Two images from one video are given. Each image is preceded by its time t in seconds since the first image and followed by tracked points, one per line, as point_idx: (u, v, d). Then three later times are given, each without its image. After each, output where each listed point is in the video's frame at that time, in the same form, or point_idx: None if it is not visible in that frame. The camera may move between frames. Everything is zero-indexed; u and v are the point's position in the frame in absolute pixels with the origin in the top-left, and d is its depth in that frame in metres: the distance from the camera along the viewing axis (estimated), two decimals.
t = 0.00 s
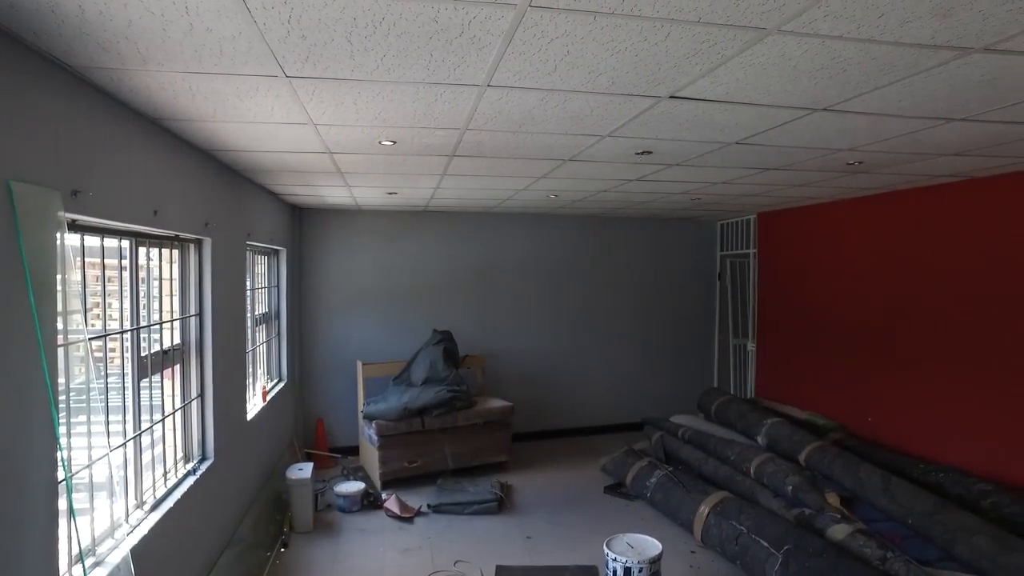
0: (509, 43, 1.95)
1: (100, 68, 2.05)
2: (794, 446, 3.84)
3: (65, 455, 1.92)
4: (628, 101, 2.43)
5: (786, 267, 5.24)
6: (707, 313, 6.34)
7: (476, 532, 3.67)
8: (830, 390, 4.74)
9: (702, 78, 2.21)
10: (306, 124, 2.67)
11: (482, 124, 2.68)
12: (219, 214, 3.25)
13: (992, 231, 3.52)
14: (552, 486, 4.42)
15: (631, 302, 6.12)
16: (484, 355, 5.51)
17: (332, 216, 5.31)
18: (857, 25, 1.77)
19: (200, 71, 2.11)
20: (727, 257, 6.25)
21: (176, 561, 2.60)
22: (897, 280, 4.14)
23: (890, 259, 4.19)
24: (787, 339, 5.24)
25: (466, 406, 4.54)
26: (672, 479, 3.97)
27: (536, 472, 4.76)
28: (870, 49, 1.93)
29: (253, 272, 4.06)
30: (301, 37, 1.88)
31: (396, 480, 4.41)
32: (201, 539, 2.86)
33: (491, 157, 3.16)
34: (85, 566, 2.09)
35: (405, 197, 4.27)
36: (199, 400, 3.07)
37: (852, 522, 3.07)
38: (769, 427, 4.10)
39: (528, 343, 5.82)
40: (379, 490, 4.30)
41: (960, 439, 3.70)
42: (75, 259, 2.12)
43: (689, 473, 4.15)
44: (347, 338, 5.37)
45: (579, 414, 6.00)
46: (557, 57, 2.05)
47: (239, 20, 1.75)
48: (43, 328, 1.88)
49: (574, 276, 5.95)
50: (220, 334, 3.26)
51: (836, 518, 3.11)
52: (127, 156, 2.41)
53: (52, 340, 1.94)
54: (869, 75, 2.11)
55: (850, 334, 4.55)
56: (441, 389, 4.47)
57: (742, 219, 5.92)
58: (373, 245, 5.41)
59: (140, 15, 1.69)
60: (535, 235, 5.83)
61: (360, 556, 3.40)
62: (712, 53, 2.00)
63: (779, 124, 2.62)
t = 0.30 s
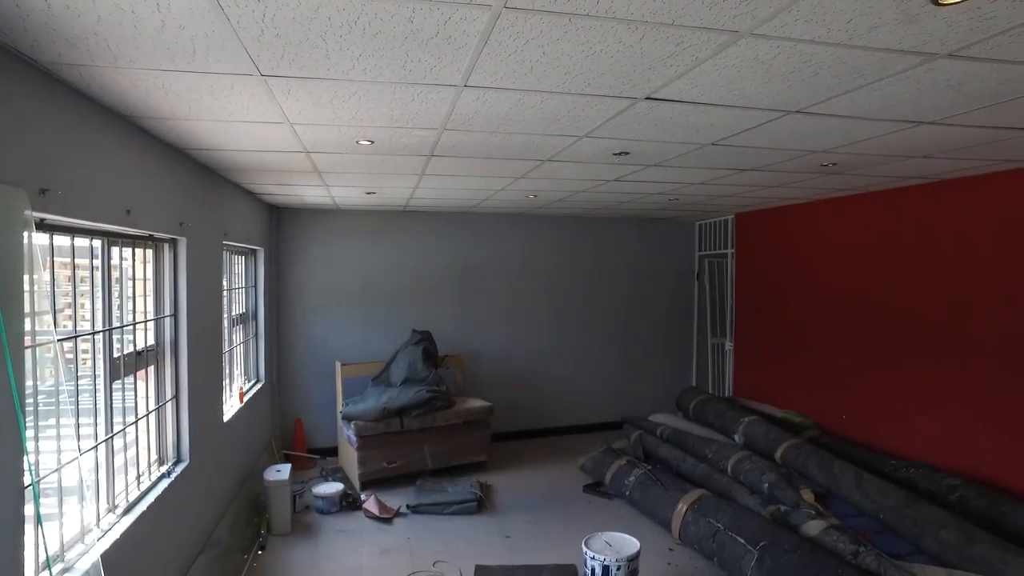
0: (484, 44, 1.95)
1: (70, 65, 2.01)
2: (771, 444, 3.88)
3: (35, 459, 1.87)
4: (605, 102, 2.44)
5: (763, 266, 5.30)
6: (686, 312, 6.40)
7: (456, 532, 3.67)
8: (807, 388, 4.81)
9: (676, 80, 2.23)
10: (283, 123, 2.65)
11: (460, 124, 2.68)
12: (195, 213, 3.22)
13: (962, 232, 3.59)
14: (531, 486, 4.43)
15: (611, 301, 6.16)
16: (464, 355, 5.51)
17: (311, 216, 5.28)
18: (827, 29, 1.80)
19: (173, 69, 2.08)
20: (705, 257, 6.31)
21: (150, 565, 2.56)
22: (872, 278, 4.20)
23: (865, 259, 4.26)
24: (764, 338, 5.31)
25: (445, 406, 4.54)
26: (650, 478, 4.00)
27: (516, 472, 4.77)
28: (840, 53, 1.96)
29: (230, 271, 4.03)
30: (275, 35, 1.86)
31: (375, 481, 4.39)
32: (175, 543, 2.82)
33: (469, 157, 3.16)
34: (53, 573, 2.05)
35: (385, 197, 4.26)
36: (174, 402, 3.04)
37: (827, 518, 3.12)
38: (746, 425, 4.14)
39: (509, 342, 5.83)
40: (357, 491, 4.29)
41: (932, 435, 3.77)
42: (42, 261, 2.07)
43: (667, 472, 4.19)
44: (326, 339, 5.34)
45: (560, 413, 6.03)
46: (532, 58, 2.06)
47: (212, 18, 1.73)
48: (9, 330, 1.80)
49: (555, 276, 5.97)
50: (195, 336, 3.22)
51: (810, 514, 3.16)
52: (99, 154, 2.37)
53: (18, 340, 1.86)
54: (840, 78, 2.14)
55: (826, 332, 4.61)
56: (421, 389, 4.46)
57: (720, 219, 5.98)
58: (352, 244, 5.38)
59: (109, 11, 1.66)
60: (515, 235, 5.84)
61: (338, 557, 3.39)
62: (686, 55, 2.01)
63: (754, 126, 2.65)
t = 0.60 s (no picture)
0: (456, 43, 1.94)
1: (33, 60, 1.96)
2: (744, 442, 3.93)
3: None
4: (578, 103, 2.45)
5: (737, 267, 5.36)
6: (662, 312, 6.45)
7: (432, 533, 3.66)
8: (781, 386, 4.87)
9: (649, 82, 2.24)
10: (254, 122, 2.62)
11: (434, 124, 2.67)
12: (165, 212, 3.17)
13: (930, 233, 3.67)
14: (508, 485, 4.43)
15: (588, 301, 6.19)
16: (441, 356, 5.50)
17: (286, 216, 5.23)
18: (794, 33, 1.82)
19: (141, 65, 2.04)
20: (680, 257, 6.37)
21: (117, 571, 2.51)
22: (845, 278, 4.26)
23: (836, 260, 4.33)
24: (738, 338, 5.36)
25: (421, 406, 4.53)
26: (625, 476, 4.02)
27: (493, 472, 4.77)
28: (808, 57, 1.98)
29: (203, 271, 3.98)
30: (245, 33, 1.84)
31: (351, 482, 4.36)
32: (144, 547, 2.77)
33: (444, 157, 3.15)
34: None
35: (359, 197, 4.23)
36: (143, 404, 2.99)
37: (798, 514, 3.16)
38: (720, 424, 4.19)
39: (486, 342, 5.84)
40: (333, 493, 4.25)
41: (902, 432, 3.84)
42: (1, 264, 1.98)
43: (642, 470, 4.22)
44: (301, 339, 5.29)
45: (537, 413, 6.05)
46: (504, 59, 2.06)
47: (180, 14, 1.70)
48: None
49: (533, 276, 5.99)
50: (166, 337, 3.17)
51: (782, 511, 3.20)
52: (65, 151, 2.32)
53: None
54: (808, 81, 2.18)
55: (799, 332, 4.68)
56: (396, 390, 4.44)
57: (695, 220, 6.04)
58: (327, 244, 5.34)
59: (72, 4, 1.62)
60: (493, 236, 5.85)
61: (313, 560, 3.36)
62: (658, 56, 2.03)
63: (725, 127, 2.68)
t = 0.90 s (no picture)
0: (430, 43, 1.94)
1: None
2: (720, 441, 3.98)
3: None
4: (555, 104, 2.45)
5: (714, 267, 5.42)
6: (640, 312, 6.49)
7: (409, 534, 3.65)
8: (756, 385, 4.92)
9: (624, 83, 2.25)
10: (227, 120, 2.59)
11: (410, 124, 2.66)
12: (137, 211, 3.12)
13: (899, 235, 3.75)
14: (486, 486, 4.43)
15: (567, 301, 6.22)
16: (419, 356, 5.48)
17: (262, 216, 5.18)
18: (766, 37, 1.85)
19: (109, 62, 2.00)
20: (658, 257, 6.41)
21: None
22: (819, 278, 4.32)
23: (810, 261, 4.39)
24: (714, 337, 5.42)
25: (399, 407, 4.51)
26: (602, 475, 4.04)
27: (472, 472, 4.77)
28: (780, 60, 2.01)
29: (176, 272, 3.92)
30: (215, 30, 1.80)
31: (328, 484, 4.34)
32: (115, 553, 2.72)
33: (421, 157, 3.14)
34: None
35: (336, 196, 4.20)
36: (114, 407, 2.93)
37: (772, 511, 3.21)
38: (697, 422, 4.23)
39: (465, 342, 5.83)
40: (309, 495, 4.22)
41: (874, 430, 3.90)
42: None
43: (620, 469, 4.24)
44: (277, 340, 5.24)
45: (516, 412, 6.06)
46: (479, 59, 2.06)
47: (148, 10, 1.67)
48: None
49: (512, 276, 6.00)
50: (138, 338, 3.12)
51: (757, 508, 3.24)
52: (32, 149, 2.27)
53: None
54: (780, 84, 2.20)
55: (774, 332, 4.73)
56: (374, 391, 4.42)
57: (672, 221, 6.09)
58: (304, 244, 5.30)
59: None
60: (472, 235, 5.84)
61: (289, 563, 3.33)
62: (633, 58, 2.03)
63: (699, 129, 2.70)
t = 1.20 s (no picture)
0: (403, 43, 1.92)
1: None
2: (694, 439, 4.02)
3: None
4: (529, 104, 2.45)
5: (688, 267, 5.48)
6: (615, 311, 6.54)
7: (384, 536, 3.63)
8: (730, 384, 4.98)
9: (597, 84, 2.26)
10: (197, 118, 2.54)
11: (384, 123, 2.65)
12: (102, 210, 3.05)
13: (866, 236, 3.84)
14: (462, 486, 4.43)
15: (543, 301, 6.24)
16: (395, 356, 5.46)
17: (235, 215, 5.11)
18: (736, 40, 1.87)
19: (72, 56, 1.95)
20: (632, 257, 6.46)
21: None
22: (791, 278, 4.39)
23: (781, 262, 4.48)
24: (688, 337, 5.48)
25: (374, 407, 4.49)
26: (577, 474, 4.06)
27: (448, 472, 4.76)
28: (749, 63, 2.03)
29: (145, 272, 3.85)
30: (182, 26, 1.77)
31: (302, 486, 4.30)
32: (80, 559, 2.66)
33: (395, 156, 3.12)
34: None
35: (310, 195, 4.16)
36: (79, 410, 2.87)
37: (744, 508, 3.25)
38: (671, 421, 4.28)
39: (441, 342, 5.82)
40: (283, 498, 4.18)
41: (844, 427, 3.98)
42: None
43: (595, 468, 4.26)
44: (250, 340, 5.18)
45: (493, 412, 6.07)
46: (452, 59, 2.05)
47: (112, 4, 1.62)
48: None
49: (488, 276, 6.00)
50: (104, 340, 3.05)
51: (729, 505, 3.28)
52: None
53: None
54: (751, 87, 2.23)
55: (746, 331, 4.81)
56: (348, 392, 4.39)
57: (646, 221, 6.15)
58: (277, 244, 5.24)
59: None
60: (447, 235, 5.83)
61: (262, 566, 3.29)
62: (606, 59, 2.04)
63: (670, 130, 2.73)
